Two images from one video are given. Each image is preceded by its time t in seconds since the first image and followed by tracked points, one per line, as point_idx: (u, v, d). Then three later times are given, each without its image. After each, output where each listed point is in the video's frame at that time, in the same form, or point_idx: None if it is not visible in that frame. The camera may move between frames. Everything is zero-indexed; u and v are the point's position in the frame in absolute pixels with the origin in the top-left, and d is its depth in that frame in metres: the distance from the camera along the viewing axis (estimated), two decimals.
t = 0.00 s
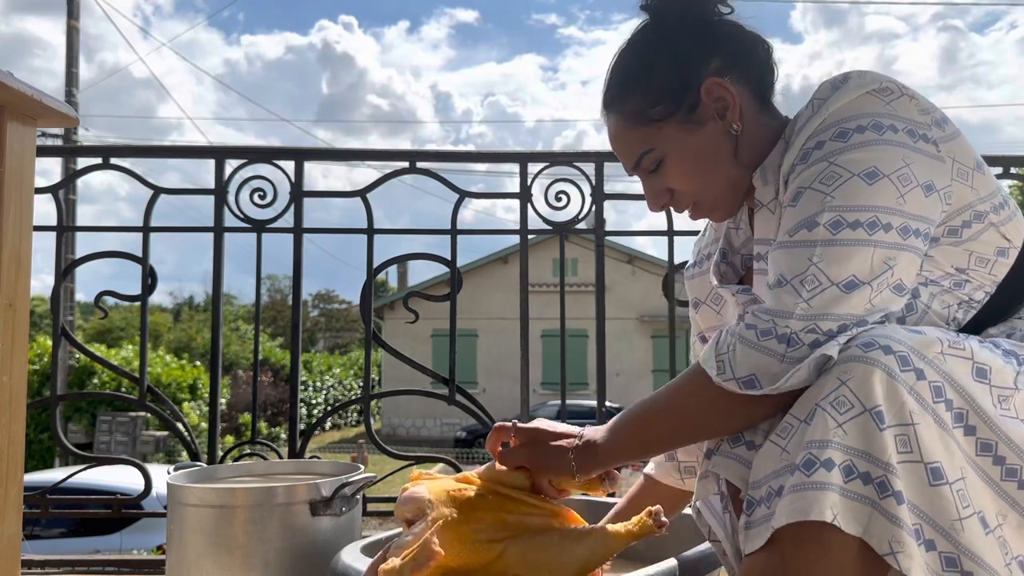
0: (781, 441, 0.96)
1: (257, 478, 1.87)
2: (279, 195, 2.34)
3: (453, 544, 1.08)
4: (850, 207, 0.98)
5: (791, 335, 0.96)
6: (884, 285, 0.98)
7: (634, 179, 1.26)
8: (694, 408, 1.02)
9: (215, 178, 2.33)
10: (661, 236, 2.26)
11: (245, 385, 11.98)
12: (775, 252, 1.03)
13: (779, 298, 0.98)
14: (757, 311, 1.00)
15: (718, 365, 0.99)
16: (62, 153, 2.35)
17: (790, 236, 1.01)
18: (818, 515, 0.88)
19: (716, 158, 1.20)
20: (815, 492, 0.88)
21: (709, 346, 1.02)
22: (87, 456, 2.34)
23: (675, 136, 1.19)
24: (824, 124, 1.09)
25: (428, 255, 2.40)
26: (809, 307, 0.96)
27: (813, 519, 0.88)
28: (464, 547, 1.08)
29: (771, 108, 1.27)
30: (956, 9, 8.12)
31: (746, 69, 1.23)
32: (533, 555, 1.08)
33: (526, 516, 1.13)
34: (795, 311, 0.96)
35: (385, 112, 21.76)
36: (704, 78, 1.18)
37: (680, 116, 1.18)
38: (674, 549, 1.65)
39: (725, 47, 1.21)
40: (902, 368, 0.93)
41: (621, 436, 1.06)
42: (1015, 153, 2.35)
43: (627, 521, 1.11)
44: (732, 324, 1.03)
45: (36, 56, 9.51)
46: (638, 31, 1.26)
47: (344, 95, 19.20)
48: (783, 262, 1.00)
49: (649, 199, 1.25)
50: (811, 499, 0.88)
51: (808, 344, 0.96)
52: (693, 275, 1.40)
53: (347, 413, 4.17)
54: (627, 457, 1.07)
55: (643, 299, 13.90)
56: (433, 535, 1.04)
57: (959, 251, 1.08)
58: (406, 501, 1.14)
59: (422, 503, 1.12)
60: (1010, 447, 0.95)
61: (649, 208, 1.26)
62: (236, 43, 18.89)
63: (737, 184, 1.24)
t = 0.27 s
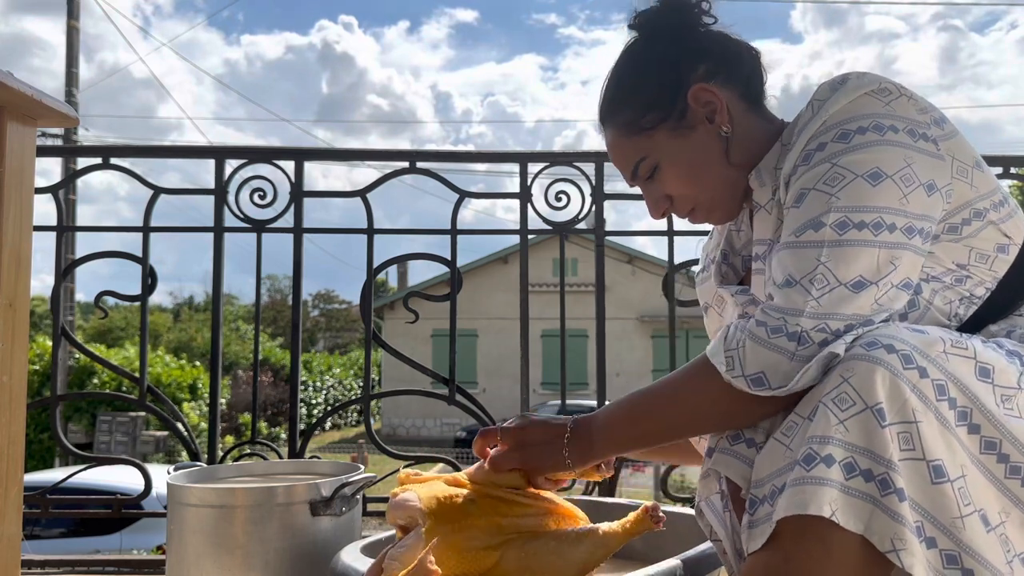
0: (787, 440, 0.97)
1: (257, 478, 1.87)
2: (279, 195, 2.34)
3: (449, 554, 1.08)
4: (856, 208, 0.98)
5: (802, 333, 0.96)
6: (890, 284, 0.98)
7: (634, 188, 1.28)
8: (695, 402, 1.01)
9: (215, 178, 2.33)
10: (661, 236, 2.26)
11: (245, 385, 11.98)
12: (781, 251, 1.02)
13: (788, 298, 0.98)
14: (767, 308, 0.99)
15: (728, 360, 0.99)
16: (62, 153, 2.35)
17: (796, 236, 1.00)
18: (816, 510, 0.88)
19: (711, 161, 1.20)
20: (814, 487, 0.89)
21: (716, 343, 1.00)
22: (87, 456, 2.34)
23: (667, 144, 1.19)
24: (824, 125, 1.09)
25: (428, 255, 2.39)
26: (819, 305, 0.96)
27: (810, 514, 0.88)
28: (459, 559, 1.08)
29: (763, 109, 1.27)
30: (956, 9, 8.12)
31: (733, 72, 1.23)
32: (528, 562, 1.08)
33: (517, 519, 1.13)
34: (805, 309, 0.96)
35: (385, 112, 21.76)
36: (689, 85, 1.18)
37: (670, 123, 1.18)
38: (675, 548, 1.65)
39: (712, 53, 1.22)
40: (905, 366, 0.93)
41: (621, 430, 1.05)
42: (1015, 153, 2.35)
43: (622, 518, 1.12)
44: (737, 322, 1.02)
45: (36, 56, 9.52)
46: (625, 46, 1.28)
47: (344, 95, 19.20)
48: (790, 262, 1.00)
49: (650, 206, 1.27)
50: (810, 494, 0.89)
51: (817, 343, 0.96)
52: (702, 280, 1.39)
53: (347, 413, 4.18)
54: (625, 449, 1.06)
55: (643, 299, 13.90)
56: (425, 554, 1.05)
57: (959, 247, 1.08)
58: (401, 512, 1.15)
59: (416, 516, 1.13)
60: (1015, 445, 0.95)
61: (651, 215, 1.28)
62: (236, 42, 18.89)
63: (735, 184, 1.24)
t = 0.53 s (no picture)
0: (783, 438, 0.97)
1: (257, 478, 1.87)
2: (279, 195, 2.34)
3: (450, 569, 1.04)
4: (863, 213, 0.99)
5: (803, 332, 0.96)
6: (893, 289, 0.99)
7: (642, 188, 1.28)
8: (694, 395, 1.01)
9: (215, 178, 2.33)
10: (661, 236, 2.26)
11: (245, 385, 11.98)
12: (784, 251, 1.02)
13: (790, 297, 0.98)
14: (768, 306, 0.99)
15: (727, 357, 0.99)
16: (62, 153, 2.35)
17: (802, 236, 1.00)
18: (810, 506, 0.88)
19: (716, 158, 1.20)
20: (809, 483, 0.88)
21: (716, 337, 1.00)
22: (87, 456, 2.34)
23: (674, 142, 1.19)
24: (835, 128, 1.09)
25: (428, 255, 2.39)
26: (821, 307, 0.96)
27: (804, 510, 0.88)
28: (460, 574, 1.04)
29: (767, 106, 1.27)
30: (956, 9, 8.12)
31: (736, 69, 1.23)
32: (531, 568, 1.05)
33: (513, 523, 1.10)
34: (807, 309, 0.96)
35: (386, 112, 21.77)
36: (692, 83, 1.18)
37: (676, 121, 1.18)
38: (676, 547, 1.65)
39: (714, 52, 1.22)
40: (900, 362, 0.92)
41: (619, 423, 1.04)
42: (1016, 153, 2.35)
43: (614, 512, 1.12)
44: (739, 317, 1.02)
45: (36, 56, 9.52)
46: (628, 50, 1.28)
47: (344, 95, 19.21)
48: (794, 262, 0.99)
49: (658, 204, 1.27)
50: (804, 490, 0.89)
51: (817, 341, 0.96)
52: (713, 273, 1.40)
53: (347, 413, 4.18)
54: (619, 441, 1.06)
55: (643, 299, 13.90)
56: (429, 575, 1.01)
57: (965, 248, 1.08)
58: (392, 526, 1.10)
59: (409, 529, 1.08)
60: (1010, 441, 0.95)
61: (660, 213, 1.28)
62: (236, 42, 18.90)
63: (741, 180, 1.24)
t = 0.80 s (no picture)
0: (784, 437, 0.97)
1: (257, 478, 1.87)
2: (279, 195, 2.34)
3: None
4: (870, 214, 0.99)
5: (809, 329, 0.96)
6: (896, 291, 1.00)
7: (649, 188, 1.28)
8: (694, 390, 1.01)
9: (215, 178, 2.33)
10: (661, 236, 2.26)
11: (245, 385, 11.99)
12: (789, 249, 1.02)
13: (795, 295, 0.98)
14: (773, 303, 0.99)
15: (731, 351, 0.99)
16: (62, 153, 2.35)
17: (809, 235, 1.00)
18: (807, 502, 0.88)
19: (723, 156, 1.21)
20: (806, 481, 0.89)
21: (719, 332, 1.00)
22: (87, 456, 2.34)
23: (680, 140, 1.20)
24: (843, 129, 1.09)
25: (428, 255, 2.40)
26: (826, 307, 0.96)
27: (803, 507, 0.88)
28: None
29: (773, 106, 1.27)
30: (956, 8, 8.12)
31: (741, 71, 1.24)
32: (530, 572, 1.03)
33: (511, 529, 1.10)
34: (812, 308, 0.96)
35: (385, 112, 21.78)
36: (698, 82, 1.20)
37: (682, 119, 1.19)
38: (677, 547, 1.65)
39: (720, 53, 1.23)
40: (898, 361, 0.92)
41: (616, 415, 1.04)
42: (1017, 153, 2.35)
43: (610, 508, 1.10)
44: (744, 312, 1.02)
45: (36, 56, 9.52)
46: (634, 54, 1.30)
47: (344, 95, 19.21)
48: (801, 261, 0.99)
49: (664, 203, 1.27)
50: (801, 487, 0.89)
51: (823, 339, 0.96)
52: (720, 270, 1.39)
53: (347, 414, 4.18)
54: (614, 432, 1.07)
55: (643, 299, 13.90)
56: None
57: (970, 247, 1.08)
58: (392, 541, 1.12)
59: (409, 546, 1.09)
60: (1008, 439, 0.95)
61: (666, 213, 1.28)
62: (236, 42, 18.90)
63: (747, 178, 1.24)
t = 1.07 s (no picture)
0: (780, 435, 0.97)
1: (257, 478, 1.87)
2: (279, 195, 2.34)
3: None
4: (866, 214, 0.99)
5: (805, 328, 0.96)
6: (892, 290, 1.00)
7: (646, 191, 1.28)
8: (690, 384, 1.02)
9: (215, 178, 2.33)
10: (661, 236, 2.26)
11: (245, 385, 11.99)
12: (785, 248, 1.02)
13: (792, 294, 0.97)
14: (769, 301, 0.99)
15: (727, 347, 0.98)
16: (62, 153, 2.35)
17: (805, 234, 1.00)
18: (803, 501, 0.88)
19: (720, 159, 1.21)
20: (801, 479, 0.89)
21: (716, 326, 1.00)
22: (87, 457, 2.34)
23: (676, 143, 1.20)
24: (839, 129, 1.09)
25: (428, 255, 2.39)
26: (824, 306, 0.96)
27: (798, 505, 0.88)
28: None
29: (769, 109, 1.27)
30: (957, 9, 8.12)
31: (738, 75, 1.24)
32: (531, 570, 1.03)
33: (509, 528, 1.10)
34: (809, 306, 0.96)
35: (385, 112, 21.79)
36: (694, 85, 1.20)
37: (678, 122, 1.19)
38: (675, 546, 1.65)
39: (715, 58, 1.23)
40: (891, 359, 0.92)
41: (610, 406, 1.04)
42: (1016, 153, 2.35)
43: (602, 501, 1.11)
44: (740, 309, 1.01)
45: (36, 56, 9.51)
46: (631, 60, 1.30)
47: (344, 95, 19.21)
48: (796, 261, 0.99)
49: (661, 206, 1.27)
50: (796, 485, 0.89)
51: (820, 338, 0.96)
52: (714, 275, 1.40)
53: (348, 414, 4.18)
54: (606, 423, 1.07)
55: (643, 299, 13.90)
56: None
57: (967, 246, 1.07)
58: (388, 545, 1.10)
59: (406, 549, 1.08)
60: (1001, 435, 0.95)
61: (663, 216, 1.28)
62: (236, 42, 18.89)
63: (743, 181, 1.24)
